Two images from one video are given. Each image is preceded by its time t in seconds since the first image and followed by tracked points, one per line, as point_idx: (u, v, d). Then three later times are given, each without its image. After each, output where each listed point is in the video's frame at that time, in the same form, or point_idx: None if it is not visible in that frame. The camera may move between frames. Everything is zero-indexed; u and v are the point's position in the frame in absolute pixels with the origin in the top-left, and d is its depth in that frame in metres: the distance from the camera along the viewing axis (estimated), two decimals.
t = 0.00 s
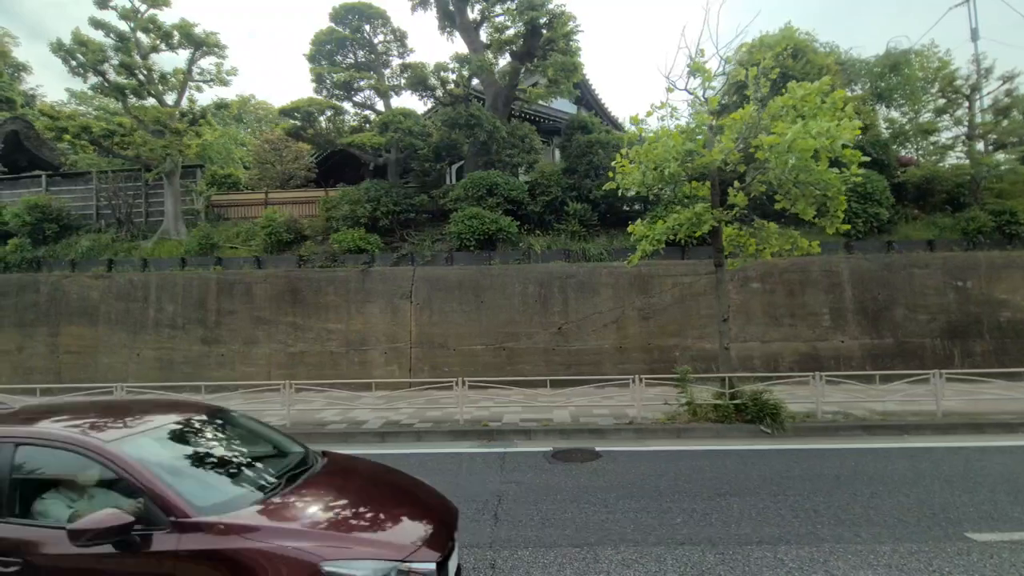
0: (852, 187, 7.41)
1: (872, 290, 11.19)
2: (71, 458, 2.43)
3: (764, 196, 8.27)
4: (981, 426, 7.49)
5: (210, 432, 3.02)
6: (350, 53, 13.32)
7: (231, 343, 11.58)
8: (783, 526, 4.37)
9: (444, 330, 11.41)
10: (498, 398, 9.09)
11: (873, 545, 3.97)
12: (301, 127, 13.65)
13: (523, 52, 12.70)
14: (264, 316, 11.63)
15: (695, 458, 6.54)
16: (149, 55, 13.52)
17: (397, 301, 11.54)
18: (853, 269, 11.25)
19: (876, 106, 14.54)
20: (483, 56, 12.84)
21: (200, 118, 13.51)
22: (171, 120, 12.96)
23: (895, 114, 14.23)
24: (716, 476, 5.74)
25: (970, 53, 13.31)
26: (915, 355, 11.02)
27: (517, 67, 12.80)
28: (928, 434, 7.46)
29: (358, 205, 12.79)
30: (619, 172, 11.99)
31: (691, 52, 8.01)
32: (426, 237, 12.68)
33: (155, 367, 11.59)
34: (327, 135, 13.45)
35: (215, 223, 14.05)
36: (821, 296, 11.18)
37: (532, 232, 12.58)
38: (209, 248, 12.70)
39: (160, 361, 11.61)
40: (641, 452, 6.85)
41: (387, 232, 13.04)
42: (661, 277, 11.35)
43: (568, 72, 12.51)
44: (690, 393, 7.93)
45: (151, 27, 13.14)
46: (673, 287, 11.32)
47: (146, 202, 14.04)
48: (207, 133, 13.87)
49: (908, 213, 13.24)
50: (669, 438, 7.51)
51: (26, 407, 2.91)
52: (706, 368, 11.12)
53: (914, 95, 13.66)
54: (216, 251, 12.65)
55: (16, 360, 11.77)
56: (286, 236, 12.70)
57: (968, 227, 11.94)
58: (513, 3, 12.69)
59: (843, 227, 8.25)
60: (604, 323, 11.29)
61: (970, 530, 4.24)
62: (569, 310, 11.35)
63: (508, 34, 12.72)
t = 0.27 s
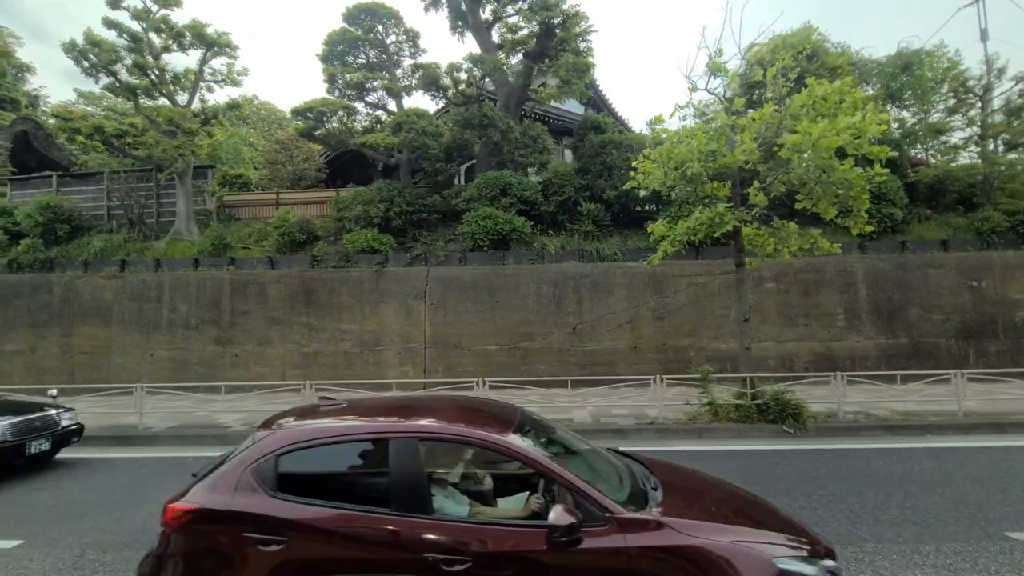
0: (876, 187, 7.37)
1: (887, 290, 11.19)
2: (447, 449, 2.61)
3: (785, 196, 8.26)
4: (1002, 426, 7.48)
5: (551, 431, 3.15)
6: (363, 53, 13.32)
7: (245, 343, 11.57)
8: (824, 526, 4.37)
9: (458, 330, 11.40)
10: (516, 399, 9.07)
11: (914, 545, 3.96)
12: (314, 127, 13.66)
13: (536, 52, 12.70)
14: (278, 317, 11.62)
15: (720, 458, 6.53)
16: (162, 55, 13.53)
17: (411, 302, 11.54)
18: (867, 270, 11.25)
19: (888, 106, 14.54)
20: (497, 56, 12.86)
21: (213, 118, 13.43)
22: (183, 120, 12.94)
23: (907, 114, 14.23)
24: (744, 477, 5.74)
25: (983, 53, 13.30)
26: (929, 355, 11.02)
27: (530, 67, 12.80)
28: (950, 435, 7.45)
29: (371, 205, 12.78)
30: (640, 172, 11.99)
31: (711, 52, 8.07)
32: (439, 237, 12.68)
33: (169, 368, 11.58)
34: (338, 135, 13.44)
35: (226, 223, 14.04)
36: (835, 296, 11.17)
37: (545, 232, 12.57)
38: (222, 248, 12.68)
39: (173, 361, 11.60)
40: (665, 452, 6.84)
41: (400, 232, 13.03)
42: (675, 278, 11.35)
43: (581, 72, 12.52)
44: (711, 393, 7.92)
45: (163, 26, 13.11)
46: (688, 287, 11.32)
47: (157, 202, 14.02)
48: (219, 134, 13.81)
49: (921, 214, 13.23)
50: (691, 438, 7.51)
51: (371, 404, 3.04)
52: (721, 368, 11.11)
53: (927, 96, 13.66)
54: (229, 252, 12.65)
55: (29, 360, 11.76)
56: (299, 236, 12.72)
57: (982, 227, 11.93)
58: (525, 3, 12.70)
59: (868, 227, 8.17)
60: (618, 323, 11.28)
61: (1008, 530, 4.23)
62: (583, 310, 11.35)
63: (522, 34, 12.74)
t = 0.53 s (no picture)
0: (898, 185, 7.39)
1: (901, 290, 11.19)
2: (820, 443, 2.50)
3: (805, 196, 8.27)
4: None
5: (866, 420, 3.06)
6: (375, 53, 13.32)
7: (258, 343, 11.56)
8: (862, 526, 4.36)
9: (472, 330, 11.39)
10: (534, 398, 9.07)
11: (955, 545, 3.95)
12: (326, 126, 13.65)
13: (549, 52, 12.69)
14: (292, 316, 11.61)
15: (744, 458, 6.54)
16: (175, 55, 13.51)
17: (425, 301, 11.53)
18: (881, 269, 11.25)
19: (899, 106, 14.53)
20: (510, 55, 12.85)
21: (226, 117, 13.21)
22: (195, 119, 12.90)
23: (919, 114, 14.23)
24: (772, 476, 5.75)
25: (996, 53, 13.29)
26: (944, 355, 11.02)
27: (543, 67, 12.81)
28: (972, 435, 7.44)
29: (383, 205, 12.77)
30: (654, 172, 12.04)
31: (731, 52, 8.11)
32: (451, 237, 12.68)
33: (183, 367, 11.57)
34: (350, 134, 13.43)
35: (238, 223, 14.02)
36: (850, 295, 11.17)
37: (558, 232, 12.56)
38: (234, 248, 12.67)
39: (186, 360, 11.58)
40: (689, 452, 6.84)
41: (412, 231, 13.02)
42: (689, 277, 11.34)
43: (595, 71, 12.51)
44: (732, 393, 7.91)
45: (174, 26, 13.09)
46: (702, 287, 11.31)
47: (168, 201, 13.99)
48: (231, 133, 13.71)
49: (933, 214, 13.23)
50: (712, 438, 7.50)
51: (703, 398, 2.97)
52: (736, 367, 11.10)
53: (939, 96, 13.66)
54: (241, 251, 12.63)
55: (42, 360, 11.74)
56: (312, 236, 12.71)
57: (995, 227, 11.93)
58: (538, 2, 12.70)
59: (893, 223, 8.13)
60: (633, 323, 11.27)
61: None
62: (597, 310, 11.34)
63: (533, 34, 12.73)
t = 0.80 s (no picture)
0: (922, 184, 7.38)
1: (916, 290, 11.18)
2: None
3: (827, 195, 8.27)
4: None
5: None
6: (387, 52, 13.31)
7: (272, 343, 11.55)
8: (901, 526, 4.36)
9: (486, 330, 11.38)
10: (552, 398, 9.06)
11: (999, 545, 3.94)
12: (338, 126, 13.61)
13: (562, 51, 12.69)
14: (305, 316, 11.59)
15: (769, 457, 6.54)
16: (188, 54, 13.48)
17: (439, 301, 11.51)
18: (896, 269, 11.25)
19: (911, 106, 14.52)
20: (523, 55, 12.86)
21: (237, 117, 13.11)
22: (207, 118, 12.86)
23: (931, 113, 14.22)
24: (801, 476, 5.74)
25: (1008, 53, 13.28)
26: (958, 354, 11.02)
27: (555, 66, 12.81)
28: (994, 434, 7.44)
29: (396, 205, 12.75)
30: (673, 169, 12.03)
31: (750, 51, 8.13)
32: (464, 236, 12.67)
33: (196, 367, 11.56)
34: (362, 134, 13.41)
35: (249, 222, 14.00)
36: (864, 295, 11.17)
37: (571, 231, 12.55)
38: (247, 247, 12.65)
39: (200, 360, 11.58)
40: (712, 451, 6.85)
41: (425, 231, 13.01)
42: (703, 277, 11.33)
43: (607, 71, 12.50)
44: (752, 393, 7.91)
45: (187, 25, 13.07)
46: (717, 286, 11.31)
47: (179, 201, 13.97)
48: (242, 133, 13.66)
49: (945, 213, 13.22)
50: (734, 437, 7.50)
51: None
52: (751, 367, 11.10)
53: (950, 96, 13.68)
54: (254, 251, 12.62)
55: (56, 360, 11.72)
56: (325, 236, 12.70)
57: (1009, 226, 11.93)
58: (551, 2, 12.70)
59: (917, 222, 8.09)
60: (647, 322, 11.26)
61: None
62: (611, 310, 11.33)
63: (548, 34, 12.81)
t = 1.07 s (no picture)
0: (943, 184, 7.41)
1: (930, 289, 11.17)
2: None
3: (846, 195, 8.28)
4: None
5: None
6: (399, 52, 13.29)
7: (286, 343, 11.56)
8: (940, 526, 4.36)
9: (500, 329, 11.38)
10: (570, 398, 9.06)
11: None
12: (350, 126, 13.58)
13: (575, 51, 12.67)
14: (319, 316, 11.59)
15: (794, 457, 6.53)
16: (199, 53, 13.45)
17: (453, 301, 11.51)
18: (910, 269, 11.24)
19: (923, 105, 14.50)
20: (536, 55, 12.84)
21: (249, 116, 13.06)
22: (219, 118, 12.83)
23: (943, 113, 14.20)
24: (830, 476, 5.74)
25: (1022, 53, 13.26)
26: (973, 354, 11.02)
27: (568, 66, 12.79)
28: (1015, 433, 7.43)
29: (409, 205, 12.74)
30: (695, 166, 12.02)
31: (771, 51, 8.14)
32: (477, 236, 12.67)
33: (210, 367, 11.55)
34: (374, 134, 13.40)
35: (261, 222, 14.01)
36: (879, 295, 11.17)
37: (584, 231, 12.54)
38: (259, 247, 12.64)
39: (213, 360, 11.57)
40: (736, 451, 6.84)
41: (437, 231, 13.01)
42: (717, 277, 11.33)
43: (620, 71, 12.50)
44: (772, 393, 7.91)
45: (199, 25, 13.05)
46: (731, 286, 11.30)
47: (190, 201, 13.94)
48: (253, 133, 13.64)
49: (958, 213, 13.20)
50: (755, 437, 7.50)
51: None
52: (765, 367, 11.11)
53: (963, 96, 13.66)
54: (266, 251, 12.61)
55: (69, 360, 11.71)
56: (337, 235, 12.69)
57: None
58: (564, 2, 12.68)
59: (938, 222, 8.07)
60: (661, 322, 11.26)
61: None
62: (626, 309, 11.33)
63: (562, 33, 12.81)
